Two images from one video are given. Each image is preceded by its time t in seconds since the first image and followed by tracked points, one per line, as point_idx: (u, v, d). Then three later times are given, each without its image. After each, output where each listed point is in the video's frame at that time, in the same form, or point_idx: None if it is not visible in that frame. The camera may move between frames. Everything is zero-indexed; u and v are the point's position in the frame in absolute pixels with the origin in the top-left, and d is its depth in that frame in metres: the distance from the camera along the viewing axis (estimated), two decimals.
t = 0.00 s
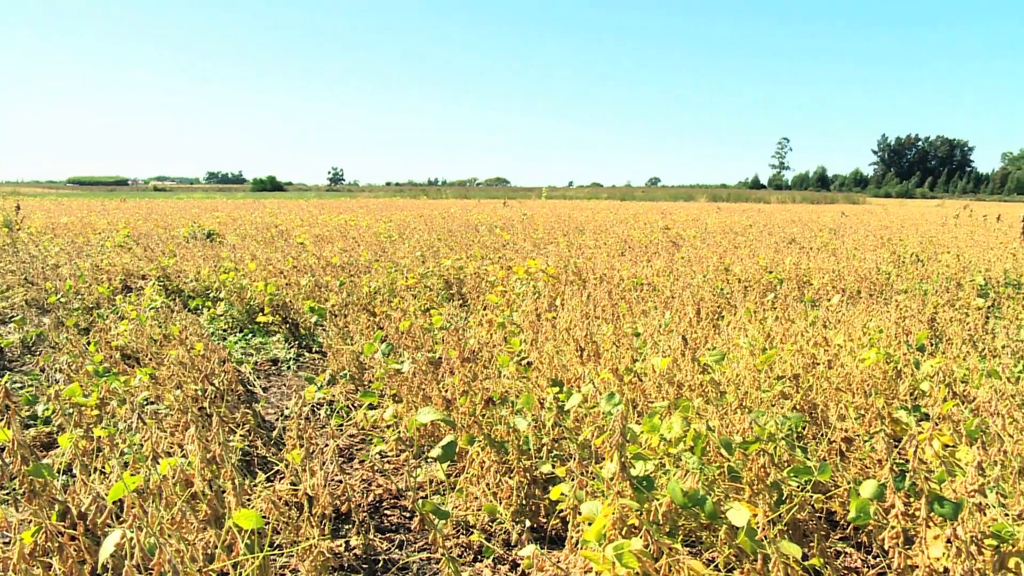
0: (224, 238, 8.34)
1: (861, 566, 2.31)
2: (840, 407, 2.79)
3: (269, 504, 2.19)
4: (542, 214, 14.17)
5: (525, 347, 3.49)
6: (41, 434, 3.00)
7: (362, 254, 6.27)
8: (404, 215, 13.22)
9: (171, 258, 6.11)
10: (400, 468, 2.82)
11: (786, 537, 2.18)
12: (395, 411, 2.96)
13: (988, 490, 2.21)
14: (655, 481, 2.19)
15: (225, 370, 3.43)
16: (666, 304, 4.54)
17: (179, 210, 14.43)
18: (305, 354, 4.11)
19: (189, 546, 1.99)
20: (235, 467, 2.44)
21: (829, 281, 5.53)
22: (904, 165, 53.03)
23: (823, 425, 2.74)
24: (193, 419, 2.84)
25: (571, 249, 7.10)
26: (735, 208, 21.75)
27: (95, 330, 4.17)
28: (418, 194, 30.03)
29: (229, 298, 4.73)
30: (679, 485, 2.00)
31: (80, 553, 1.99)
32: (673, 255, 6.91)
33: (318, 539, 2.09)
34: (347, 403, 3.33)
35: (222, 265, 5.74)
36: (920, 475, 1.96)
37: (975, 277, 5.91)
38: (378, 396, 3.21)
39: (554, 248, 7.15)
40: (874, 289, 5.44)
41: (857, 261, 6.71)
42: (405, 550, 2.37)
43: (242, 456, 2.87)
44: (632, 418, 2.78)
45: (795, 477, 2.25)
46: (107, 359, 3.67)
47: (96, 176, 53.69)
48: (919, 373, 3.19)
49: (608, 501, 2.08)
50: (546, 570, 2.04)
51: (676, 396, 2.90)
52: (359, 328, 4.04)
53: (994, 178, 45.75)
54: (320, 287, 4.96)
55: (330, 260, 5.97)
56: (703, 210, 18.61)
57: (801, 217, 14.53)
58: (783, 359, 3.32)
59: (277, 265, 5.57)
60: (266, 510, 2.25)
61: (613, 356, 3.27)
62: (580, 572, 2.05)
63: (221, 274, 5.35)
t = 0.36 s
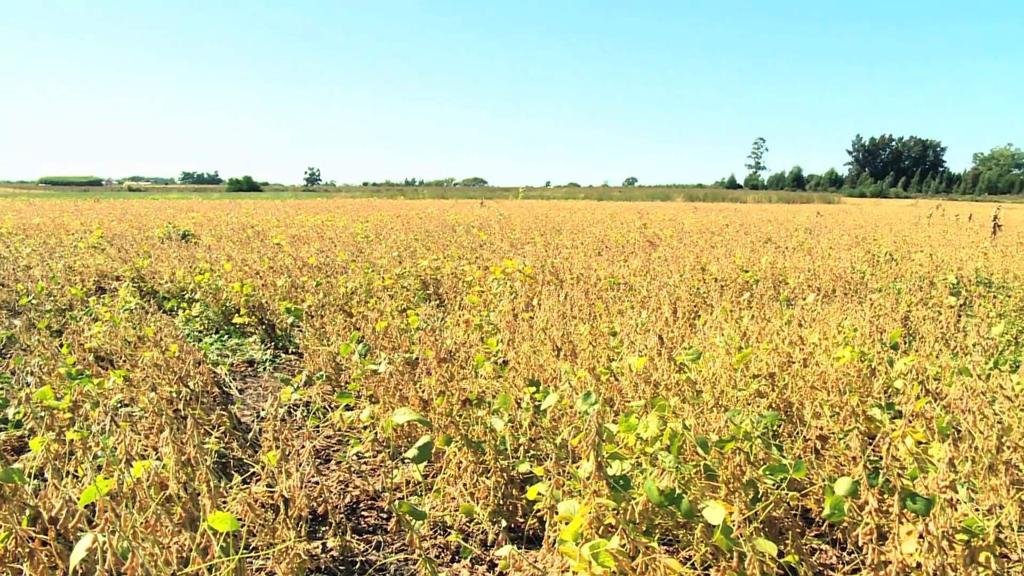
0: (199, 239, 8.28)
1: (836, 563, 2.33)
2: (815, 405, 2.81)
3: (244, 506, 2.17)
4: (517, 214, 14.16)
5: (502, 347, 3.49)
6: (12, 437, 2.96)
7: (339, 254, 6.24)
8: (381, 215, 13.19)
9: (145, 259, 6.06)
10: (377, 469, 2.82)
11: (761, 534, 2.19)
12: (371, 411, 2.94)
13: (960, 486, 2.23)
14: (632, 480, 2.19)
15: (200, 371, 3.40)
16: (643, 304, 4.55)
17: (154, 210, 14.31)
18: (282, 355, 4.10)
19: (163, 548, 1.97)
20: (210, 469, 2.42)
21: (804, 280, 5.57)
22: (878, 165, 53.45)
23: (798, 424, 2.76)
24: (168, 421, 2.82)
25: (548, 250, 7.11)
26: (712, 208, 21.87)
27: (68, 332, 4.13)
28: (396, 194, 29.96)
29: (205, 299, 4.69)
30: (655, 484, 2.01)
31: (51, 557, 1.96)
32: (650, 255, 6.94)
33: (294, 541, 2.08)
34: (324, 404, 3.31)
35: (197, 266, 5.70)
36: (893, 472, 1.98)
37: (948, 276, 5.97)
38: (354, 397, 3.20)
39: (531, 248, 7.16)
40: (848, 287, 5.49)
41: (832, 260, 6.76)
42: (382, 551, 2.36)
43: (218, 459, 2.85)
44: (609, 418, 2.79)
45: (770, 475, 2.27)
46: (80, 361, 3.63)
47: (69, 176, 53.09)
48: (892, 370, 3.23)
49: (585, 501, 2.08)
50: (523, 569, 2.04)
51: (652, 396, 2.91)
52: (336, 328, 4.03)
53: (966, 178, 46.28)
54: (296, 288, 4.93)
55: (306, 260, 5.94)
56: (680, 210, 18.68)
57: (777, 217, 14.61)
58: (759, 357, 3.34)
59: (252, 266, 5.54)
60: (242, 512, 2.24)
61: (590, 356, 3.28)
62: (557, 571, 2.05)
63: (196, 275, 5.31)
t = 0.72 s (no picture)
0: (174, 241, 8.22)
1: (812, 560, 2.35)
2: (791, 404, 2.83)
3: (220, 509, 2.15)
4: (495, 214, 14.16)
5: (479, 347, 3.48)
6: None
7: (315, 255, 6.21)
8: (358, 216, 13.14)
9: (119, 260, 6.00)
10: (354, 470, 2.80)
11: (737, 532, 2.21)
12: (348, 412, 2.93)
13: (932, 482, 2.26)
14: (608, 480, 2.20)
15: (175, 373, 3.37)
16: (620, 303, 4.56)
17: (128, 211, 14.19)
18: (258, 356, 4.07)
19: (137, 552, 1.95)
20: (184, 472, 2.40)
21: (780, 279, 5.61)
22: (853, 165, 53.91)
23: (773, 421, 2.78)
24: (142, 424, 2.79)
25: (526, 250, 7.12)
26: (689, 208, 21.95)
27: (40, 334, 4.08)
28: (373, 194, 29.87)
29: (180, 300, 4.65)
30: (632, 483, 2.01)
31: (21, 563, 1.94)
32: (627, 255, 6.96)
33: (270, 543, 2.07)
34: (300, 405, 3.29)
35: (172, 267, 5.65)
36: (866, 469, 2.00)
37: (921, 275, 6.04)
38: (331, 398, 3.18)
39: (508, 248, 7.17)
40: (823, 287, 5.53)
41: (808, 259, 6.81)
42: (359, 552, 2.35)
43: (193, 461, 2.83)
44: (586, 417, 2.79)
45: (745, 473, 2.28)
46: (52, 364, 3.59)
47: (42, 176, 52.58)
48: (866, 368, 3.25)
49: (562, 501, 2.08)
50: (501, 570, 2.04)
51: (629, 395, 2.91)
52: (312, 329, 4.01)
53: (940, 178, 46.76)
54: (273, 289, 4.91)
55: (282, 261, 5.91)
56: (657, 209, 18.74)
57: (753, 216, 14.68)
58: (735, 356, 3.35)
59: (228, 266, 5.50)
60: (217, 515, 2.22)
61: (567, 355, 3.28)
62: (535, 571, 2.06)
63: (171, 276, 5.27)
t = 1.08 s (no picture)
0: (143, 241, 8.13)
1: (782, 556, 2.37)
2: (760, 402, 2.85)
3: (189, 512, 2.12)
4: (468, 214, 14.14)
5: (451, 347, 3.48)
6: None
7: (286, 256, 6.18)
8: (330, 216, 13.06)
9: (87, 261, 5.93)
10: (326, 472, 2.79)
11: (708, 530, 2.22)
12: (319, 414, 2.92)
13: (899, 478, 2.29)
14: (580, 479, 2.20)
15: (144, 375, 3.34)
16: (592, 303, 4.58)
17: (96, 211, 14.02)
18: (228, 358, 4.05)
19: (104, 557, 1.93)
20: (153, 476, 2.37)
21: (751, 279, 5.65)
22: (823, 165, 54.43)
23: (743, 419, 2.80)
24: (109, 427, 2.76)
25: (498, 250, 7.12)
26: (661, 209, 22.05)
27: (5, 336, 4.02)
28: (345, 194, 29.72)
29: (149, 301, 4.61)
30: (603, 482, 2.02)
31: None
32: (599, 254, 6.98)
33: (241, 546, 2.05)
34: (272, 407, 3.27)
35: (140, 268, 5.59)
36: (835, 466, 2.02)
37: (889, 274, 6.11)
38: (302, 399, 3.17)
39: (481, 248, 7.17)
40: (793, 286, 5.58)
41: (778, 259, 6.86)
42: (331, 554, 2.34)
43: (163, 464, 2.81)
44: (557, 416, 2.80)
45: (716, 471, 2.30)
46: (18, 367, 3.54)
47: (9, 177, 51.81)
48: (835, 366, 3.29)
49: (534, 501, 2.08)
50: (473, 570, 2.04)
51: (600, 394, 2.92)
52: (284, 330, 3.98)
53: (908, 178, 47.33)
54: (243, 290, 4.87)
55: (253, 262, 5.87)
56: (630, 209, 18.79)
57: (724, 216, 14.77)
58: (706, 354, 3.37)
59: (198, 267, 5.45)
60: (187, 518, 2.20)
61: (539, 356, 3.29)
62: (507, 571, 2.05)
63: (140, 277, 5.22)
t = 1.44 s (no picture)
0: (112, 242, 8.04)
1: (754, 553, 2.39)
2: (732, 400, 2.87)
3: (158, 516, 2.10)
4: (440, 214, 14.13)
5: (424, 348, 3.47)
6: None
7: (258, 256, 6.13)
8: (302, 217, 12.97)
9: (54, 263, 5.85)
10: (298, 474, 2.77)
11: (681, 528, 2.23)
12: (291, 415, 2.90)
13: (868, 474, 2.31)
14: (552, 479, 2.20)
15: (113, 378, 3.30)
16: (565, 303, 4.59)
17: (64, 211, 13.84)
18: (199, 360, 4.01)
19: (71, 563, 1.90)
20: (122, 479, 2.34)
21: (722, 278, 5.69)
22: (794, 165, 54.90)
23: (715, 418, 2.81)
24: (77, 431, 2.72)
25: (471, 250, 7.11)
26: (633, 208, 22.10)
27: None
28: (317, 194, 29.55)
29: (118, 304, 4.55)
30: (575, 482, 2.02)
31: None
32: (572, 254, 7.00)
33: (211, 550, 2.03)
34: (243, 409, 3.25)
35: (110, 269, 5.53)
36: (805, 463, 2.03)
37: (859, 273, 6.17)
38: (274, 401, 3.15)
39: (454, 248, 7.16)
40: (765, 285, 5.62)
41: (750, 258, 6.92)
42: (304, 557, 2.33)
43: (132, 468, 2.78)
44: (530, 416, 2.80)
45: (688, 469, 2.31)
46: None
47: None
48: (806, 364, 3.32)
49: (506, 501, 2.08)
50: (446, 571, 2.03)
51: (573, 394, 2.93)
52: (255, 331, 3.95)
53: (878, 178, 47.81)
54: (214, 291, 4.83)
55: (225, 263, 5.82)
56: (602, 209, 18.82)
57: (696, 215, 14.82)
58: (677, 353, 3.39)
59: (168, 268, 5.40)
60: (156, 522, 2.18)
61: (512, 355, 3.29)
62: (480, 571, 2.05)
63: (108, 279, 5.16)
